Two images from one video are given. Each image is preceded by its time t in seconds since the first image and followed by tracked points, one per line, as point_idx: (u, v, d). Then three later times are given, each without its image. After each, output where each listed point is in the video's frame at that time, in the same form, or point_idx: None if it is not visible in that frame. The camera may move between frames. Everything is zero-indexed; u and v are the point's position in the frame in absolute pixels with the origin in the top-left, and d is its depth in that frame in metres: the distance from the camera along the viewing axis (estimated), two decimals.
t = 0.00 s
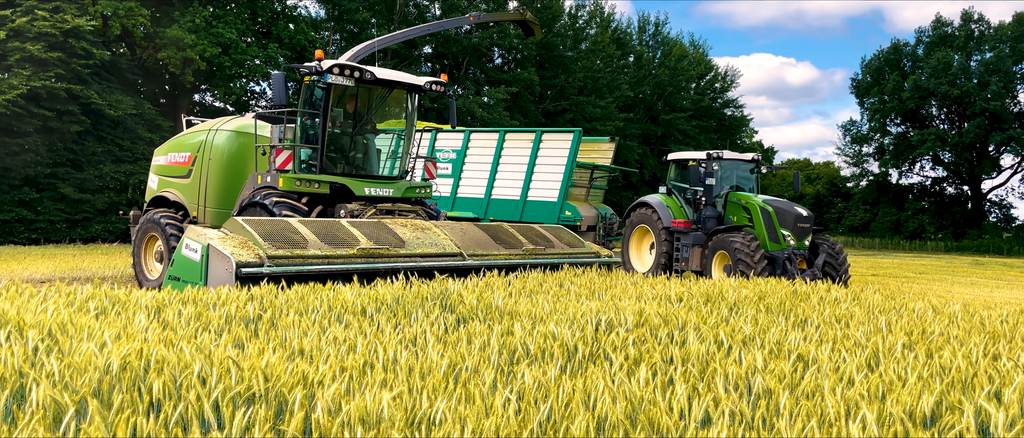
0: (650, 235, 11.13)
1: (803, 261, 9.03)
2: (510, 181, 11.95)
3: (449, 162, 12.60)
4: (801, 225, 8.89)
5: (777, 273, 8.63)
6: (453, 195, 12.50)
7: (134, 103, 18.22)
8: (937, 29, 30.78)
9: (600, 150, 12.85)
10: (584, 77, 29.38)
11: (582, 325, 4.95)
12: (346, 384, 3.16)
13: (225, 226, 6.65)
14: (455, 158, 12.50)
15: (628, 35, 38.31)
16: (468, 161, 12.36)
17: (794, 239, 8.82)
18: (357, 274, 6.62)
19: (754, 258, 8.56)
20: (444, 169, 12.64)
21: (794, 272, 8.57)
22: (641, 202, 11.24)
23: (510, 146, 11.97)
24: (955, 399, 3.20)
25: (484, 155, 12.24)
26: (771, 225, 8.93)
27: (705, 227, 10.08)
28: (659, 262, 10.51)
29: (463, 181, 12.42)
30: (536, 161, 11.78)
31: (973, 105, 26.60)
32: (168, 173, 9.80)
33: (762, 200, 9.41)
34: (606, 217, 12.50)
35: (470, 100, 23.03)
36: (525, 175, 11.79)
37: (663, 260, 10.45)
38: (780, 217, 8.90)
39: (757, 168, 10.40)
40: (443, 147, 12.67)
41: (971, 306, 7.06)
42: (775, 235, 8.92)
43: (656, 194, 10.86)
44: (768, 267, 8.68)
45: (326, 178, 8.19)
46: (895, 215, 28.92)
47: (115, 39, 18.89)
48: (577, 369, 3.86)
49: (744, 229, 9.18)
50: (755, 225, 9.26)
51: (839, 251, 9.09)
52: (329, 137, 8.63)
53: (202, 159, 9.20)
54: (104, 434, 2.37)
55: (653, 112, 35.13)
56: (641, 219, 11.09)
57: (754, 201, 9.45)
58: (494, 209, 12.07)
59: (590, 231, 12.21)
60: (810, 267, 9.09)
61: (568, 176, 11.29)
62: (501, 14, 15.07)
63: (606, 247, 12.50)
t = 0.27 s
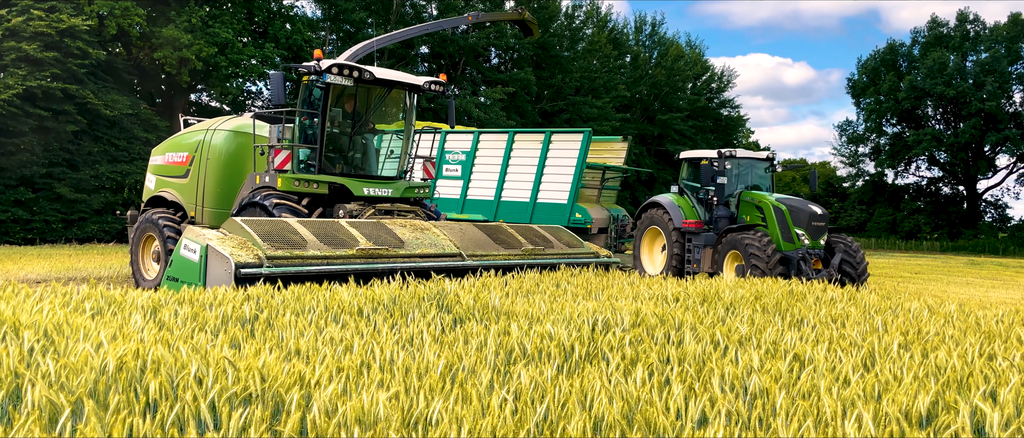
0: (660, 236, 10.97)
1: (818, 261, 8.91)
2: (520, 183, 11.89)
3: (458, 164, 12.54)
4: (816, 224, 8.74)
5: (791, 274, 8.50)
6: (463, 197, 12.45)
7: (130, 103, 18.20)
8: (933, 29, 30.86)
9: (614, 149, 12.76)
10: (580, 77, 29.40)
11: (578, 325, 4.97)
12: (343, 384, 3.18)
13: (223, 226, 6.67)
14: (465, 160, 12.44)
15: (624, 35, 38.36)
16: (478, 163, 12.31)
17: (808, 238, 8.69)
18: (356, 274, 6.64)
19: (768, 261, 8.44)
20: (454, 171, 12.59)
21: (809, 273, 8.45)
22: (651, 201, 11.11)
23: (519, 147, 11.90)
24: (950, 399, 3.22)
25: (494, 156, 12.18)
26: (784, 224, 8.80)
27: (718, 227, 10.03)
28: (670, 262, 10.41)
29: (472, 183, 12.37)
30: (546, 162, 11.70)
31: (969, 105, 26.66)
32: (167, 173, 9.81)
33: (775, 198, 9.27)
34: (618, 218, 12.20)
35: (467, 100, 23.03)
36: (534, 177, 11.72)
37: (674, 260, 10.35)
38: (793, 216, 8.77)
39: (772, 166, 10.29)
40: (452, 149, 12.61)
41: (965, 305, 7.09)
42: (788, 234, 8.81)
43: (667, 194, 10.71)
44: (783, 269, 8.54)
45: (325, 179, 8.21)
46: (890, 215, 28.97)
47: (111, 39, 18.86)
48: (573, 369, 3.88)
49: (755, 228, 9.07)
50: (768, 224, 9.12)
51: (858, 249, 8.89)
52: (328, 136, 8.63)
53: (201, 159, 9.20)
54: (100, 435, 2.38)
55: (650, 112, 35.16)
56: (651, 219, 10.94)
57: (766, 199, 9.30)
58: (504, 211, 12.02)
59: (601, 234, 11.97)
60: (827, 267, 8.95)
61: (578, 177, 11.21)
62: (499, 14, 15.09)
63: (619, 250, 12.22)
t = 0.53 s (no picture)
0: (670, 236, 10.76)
1: (835, 260, 8.69)
2: (527, 182, 11.67)
3: (465, 162, 12.31)
4: (831, 222, 8.56)
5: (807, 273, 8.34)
6: (469, 196, 12.22)
7: (126, 103, 18.16)
8: (928, 30, 30.95)
9: (624, 147, 12.58)
10: (577, 77, 29.41)
11: (574, 325, 4.98)
12: (340, 383, 3.19)
13: (222, 226, 6.68)
14: (471, 158, 12.22)
15: (621, 35, 38.40)
16: (484, 161, 12.09)
17: (823, 236, 8.51)
18: (355, 274, 6.64)
19: (785, 259, 8.27)
20: (460, 169, 12.36)
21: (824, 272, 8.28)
22: (661, 202, 10.88)
23: (526, 145, 11.68)
24: (945, 399, 3.24)
25: (500, 154, 11.95)
26: (798, 222, 8.66)
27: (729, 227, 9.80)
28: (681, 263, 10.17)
29: (479, 181, 12.14)
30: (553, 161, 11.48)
31: (964, 105, 26.72)
32: (164, 173, 9.81)
33: (788, 197, 9.11)
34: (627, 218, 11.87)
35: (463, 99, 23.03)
36: (541, 176, 11.49)
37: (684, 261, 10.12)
38: (807, 214, 8.62)
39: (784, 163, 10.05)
40: (459, 147, 12.38)
41: (961, 305, 7.11)
42: (803, 232, 8.65)
43: (676, 194, 10.48)
44: (798, 268, 8.40)
45: (324, 178, 8.20)
46: (886, 215, 29.03)
47: (107, 38, 18.82)
48: (570, 369, 3.89)
49: (767, 226, 8.95)
50: (782, 222, 8.96)
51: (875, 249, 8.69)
52: (326, 136, 8.64)
53: (197, 159, 9.19)
54: (96, 435, 2.38)
55: (646, 112, 35.20)
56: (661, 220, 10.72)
57: (779, 197, 9.14)
58: (511, 210, 11.80)
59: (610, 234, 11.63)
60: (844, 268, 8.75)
61: (586, 175, 10.98)
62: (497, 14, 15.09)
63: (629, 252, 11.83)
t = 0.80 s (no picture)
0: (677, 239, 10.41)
1: (849, 263, 8.57)
2: (532, 181, 11.57)
3: (472, 161, 12.27)
4: (844, 224, 8.35)
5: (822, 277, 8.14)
6: (475, 196, 12.19)
7: (122, 102, 18.14)
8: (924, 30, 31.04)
9: (632, 146, 12.06)
10: (573, 77, 29.43)
11: (571, 325, 5.00)
12: (336, 384, 3.20)
13: (222, 226, 6.68)
14: (478, 157, 12.17)
15: (617, 35, 38.43)
16: (490, 161, 12.04)
17: (837, 239, 8.31)
18: (355, 274, 6.65)
19: (801, 263, 8.03)
20: (467, 168, 12.32)
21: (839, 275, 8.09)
22: (668, 203, 10.54)
23: (532, 145, 11.59)
24: (940, 399, 3.26)
25: (506, 153, 11.88)
26: (811, 224, 8.41)
27: (739, 229, 9.45)
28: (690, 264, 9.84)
29: (485, 181, 12.10)
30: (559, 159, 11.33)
31: (960, 106, 26.78)
32: (162, 173, 9.81)
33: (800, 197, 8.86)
34: (635, 218, 11.45)
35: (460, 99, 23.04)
36: (547, 175, 11.37)
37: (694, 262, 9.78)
38: (820, 216, 8.38)
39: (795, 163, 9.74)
40: (466, 146, 12.34)
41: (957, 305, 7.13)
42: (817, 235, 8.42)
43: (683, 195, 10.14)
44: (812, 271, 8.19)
45: (324, 178, 8.20)
46: (882, 215, 29.10)
47: (103, 38, 18.78)
48: (566, 368, 3.90)
49: (778, 229, 8.74)
50: (794, 224, 8.72)
51: (888, 250, 8.60)
52: (326, 136, 8.64)
53: (196, 159, 9.20)
54: (92, 435, 2.39)
55: (642, 112, 35.26)
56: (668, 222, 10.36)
57: (791, 198, 8.89)
58: (516, 211, 11.74)
59: (615, 235, 11.23)
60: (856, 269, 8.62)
61: (590, 175, 10.80)
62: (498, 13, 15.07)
63: (635, 253, 11.39)
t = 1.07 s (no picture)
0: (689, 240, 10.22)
1: (872, 266, 8.43)
2: (542, 181, 11.28)
3: (481, 161, 12.01)
4: (867, 225, 8.23)
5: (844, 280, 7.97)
6: (484, 196, 11.92)
7: (117, 102, 18.11)
8: (919, 30, 31.10)
9: (645, 147, 11.63)
10: (570, 77, 29.45)
11: (566, 325, 5.00)
12: (332, 384, 3.20)
13: (225, 227, 6.67)
14: (487, 157, 11.91)
15: (613, 35, 38.45)
16: (499, 160, 11.77)
17: (859, 241, 8.18)
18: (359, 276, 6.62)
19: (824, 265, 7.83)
20: (476, 168, 12.07)
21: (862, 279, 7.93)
22: (678, 203, 10.34)
23: (541, 144, 11.30)
24: (935, 398, 3.27)
25: (515, 153, 11.60)
26: (832, 226, 8.30)
27: (756, 230, 9.40)
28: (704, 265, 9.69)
29: (494, 181, 11.82)
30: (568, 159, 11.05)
31: (955, 106, 26.85)
32: (163, 173, 9.81)
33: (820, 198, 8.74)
34: (646, 219, 11.09)
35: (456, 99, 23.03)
36: (556, 175, 11.08)
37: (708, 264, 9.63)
38: (842, 217, 8.26)
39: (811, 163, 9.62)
40: (475, 145, 12.09)
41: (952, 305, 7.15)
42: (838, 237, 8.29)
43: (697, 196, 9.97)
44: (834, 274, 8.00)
45: (326, 178, 8.18)
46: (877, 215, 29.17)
47: (97, 38, 18.74)
48: (562, 368, 3.91)
49: (797, 230, 8.61)
50: (814, 225, 8.59)
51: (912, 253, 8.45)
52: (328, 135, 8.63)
53: (197, 159, 9.17)
54: (87, 435, 2.39)
55: (638, 112, 35.29)
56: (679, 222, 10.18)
57: (810, 199, 8.76)
58: (525, 211, 11.45)
59: (626, 236, 10.91)
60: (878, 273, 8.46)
61: (599, 175, 10.51)
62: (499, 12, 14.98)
63: (647, 256, 11.01)
